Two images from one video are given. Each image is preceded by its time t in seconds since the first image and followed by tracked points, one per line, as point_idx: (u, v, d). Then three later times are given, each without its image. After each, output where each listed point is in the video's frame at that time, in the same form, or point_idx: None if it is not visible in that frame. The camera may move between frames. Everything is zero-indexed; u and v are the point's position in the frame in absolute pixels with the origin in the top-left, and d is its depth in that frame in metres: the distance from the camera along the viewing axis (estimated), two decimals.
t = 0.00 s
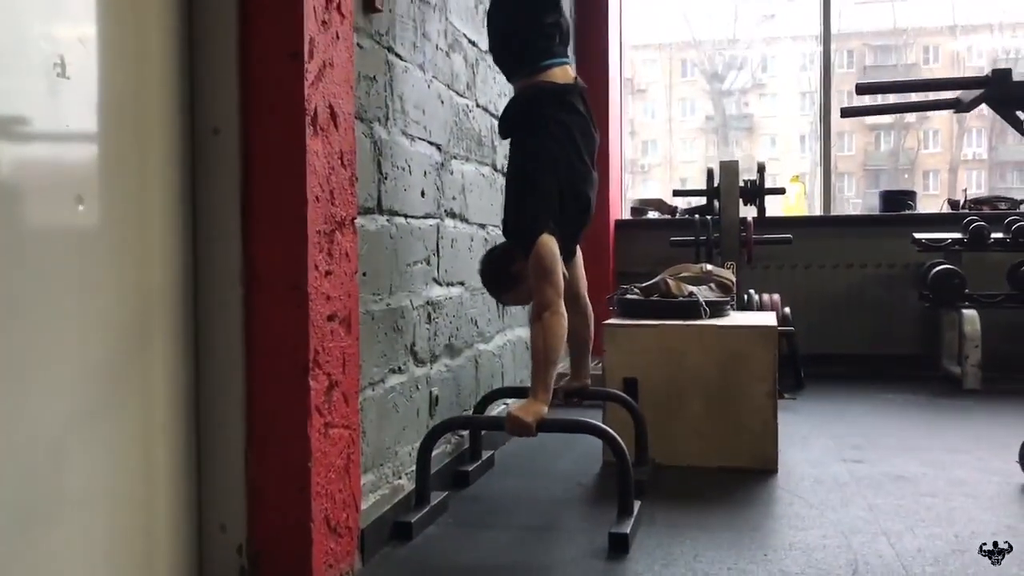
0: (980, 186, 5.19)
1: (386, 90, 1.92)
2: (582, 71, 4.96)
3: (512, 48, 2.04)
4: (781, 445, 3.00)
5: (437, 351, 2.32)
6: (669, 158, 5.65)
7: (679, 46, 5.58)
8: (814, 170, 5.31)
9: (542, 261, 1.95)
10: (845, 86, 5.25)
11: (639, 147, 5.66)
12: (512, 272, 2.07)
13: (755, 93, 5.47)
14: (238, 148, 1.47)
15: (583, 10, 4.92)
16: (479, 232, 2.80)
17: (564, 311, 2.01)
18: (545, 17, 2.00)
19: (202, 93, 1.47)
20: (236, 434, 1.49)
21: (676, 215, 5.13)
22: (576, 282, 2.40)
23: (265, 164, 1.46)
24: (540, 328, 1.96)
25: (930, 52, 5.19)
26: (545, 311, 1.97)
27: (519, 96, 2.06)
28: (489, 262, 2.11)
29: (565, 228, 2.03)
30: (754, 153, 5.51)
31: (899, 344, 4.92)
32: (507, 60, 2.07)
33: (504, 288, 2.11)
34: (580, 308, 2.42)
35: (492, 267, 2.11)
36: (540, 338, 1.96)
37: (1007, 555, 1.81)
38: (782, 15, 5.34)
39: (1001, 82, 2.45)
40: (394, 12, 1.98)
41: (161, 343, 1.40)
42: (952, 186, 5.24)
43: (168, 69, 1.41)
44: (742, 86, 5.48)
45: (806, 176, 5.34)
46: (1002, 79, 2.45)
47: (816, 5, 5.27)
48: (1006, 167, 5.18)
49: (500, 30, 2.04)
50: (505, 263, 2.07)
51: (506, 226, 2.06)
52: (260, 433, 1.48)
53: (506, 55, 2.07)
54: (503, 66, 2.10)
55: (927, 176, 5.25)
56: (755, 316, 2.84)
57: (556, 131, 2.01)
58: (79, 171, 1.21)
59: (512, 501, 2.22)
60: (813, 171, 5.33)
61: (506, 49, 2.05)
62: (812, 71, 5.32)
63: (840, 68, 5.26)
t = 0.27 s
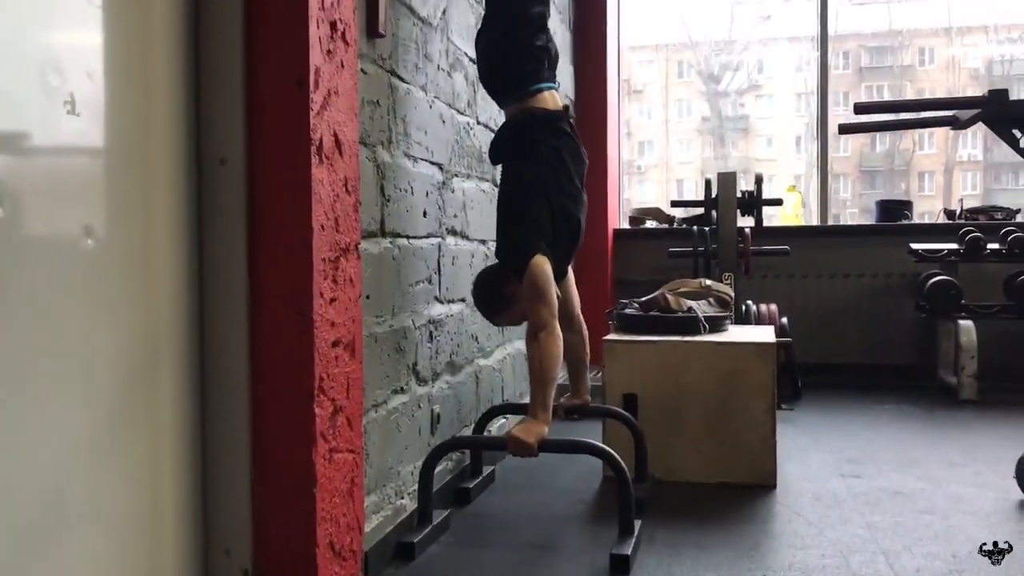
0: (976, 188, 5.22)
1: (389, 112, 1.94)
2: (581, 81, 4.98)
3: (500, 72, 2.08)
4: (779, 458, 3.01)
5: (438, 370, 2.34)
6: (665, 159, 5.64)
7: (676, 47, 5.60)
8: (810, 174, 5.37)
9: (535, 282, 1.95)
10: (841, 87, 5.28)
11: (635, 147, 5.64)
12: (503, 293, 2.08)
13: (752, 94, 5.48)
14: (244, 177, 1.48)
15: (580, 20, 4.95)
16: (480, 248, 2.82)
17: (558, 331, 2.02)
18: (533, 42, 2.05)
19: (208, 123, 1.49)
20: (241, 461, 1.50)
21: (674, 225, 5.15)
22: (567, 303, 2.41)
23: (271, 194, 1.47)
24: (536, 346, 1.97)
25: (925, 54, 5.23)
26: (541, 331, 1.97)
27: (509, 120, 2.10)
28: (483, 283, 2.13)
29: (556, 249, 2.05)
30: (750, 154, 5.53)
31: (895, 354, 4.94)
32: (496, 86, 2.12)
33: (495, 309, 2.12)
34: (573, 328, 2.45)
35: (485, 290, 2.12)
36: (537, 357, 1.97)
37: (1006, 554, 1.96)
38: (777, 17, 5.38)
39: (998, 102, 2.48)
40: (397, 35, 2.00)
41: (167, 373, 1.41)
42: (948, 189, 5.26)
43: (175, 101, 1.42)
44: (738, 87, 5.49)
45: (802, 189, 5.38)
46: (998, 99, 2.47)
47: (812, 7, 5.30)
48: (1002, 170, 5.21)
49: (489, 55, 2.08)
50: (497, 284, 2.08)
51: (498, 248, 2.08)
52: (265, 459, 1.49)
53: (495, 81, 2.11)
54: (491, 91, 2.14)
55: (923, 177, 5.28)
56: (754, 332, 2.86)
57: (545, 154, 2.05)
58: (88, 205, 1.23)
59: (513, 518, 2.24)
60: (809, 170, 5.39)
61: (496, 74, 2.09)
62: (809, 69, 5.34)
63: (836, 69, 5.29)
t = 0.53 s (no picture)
0: (973, 189, 5.23)
1: (388, 137, 1.94)
2: (578, 89, 4.98)
3: (494, 94, 2.08)
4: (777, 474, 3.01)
5: (437, 390, 2.34)
6: (661, 160, 5.66)
7: (673, 48, 5.61)
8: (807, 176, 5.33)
9: (535, 304, 1.96)
10: (838, 87, 5.29)
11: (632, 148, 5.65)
12: (505, 314, 2.08)
13: (749, 95, 5.48)
14: (243, 208, 1.49)
15: (577, 29, 4.95)
16: (478, 265, 2.82)
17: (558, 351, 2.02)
18: (523, 64, 2.02)
19: (208, 155, 1.49)
20: (240, 491, 1.50)
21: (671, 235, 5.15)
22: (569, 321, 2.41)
23: (271, 225, 1.47)
24: (537, 368, 1.97)
25: (922, 54, 5.25)
26: (541, 354, 1.97)
27: (508, 142, 2.10)
28: (484, 303, 2.12)
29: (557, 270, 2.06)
30: (746, 154, 5.55)
31: (892, 365, 4.95)
32: (492, 108, 2.12)
33: (496, 330, 2.11)
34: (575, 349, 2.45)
35: (485, 311, 2.12)
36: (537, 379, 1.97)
37: (1007, 555, 2.12)
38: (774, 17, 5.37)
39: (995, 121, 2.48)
40: (396, 58, 2.00)
41: (166, 405, 1.42)
42: (945, 188, 5.27)
43: (175, 134, 1.43)
44: (735, 87, 5.50)
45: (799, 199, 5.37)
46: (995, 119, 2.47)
47: (808, 7, 5.31)
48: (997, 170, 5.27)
49: (480, 78, 2.07)
50: (498, 304, 2.08)
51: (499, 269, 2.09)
52: (264, 490, 1.50)
53: (490, 103, 2.11)
54: (488, 112, 2.14)
55: (919, 177, 5.30)
56: (752, 349, 2.86)
57: (544, 175, 2.04)
58: (88, 241, 1.24)
59: (512, 539, 2.24)
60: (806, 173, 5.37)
61: (491, 96, 2.09)
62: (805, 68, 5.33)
63: (833, 70, 5.30)
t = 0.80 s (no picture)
0: (967, 190, 5.27)
1: (385, 153, 1.96)
2: (574, 94, 5.00)
3: (493, 108, 2.08)
4: (772, 483, 3.02)
5: (433, 402, 2.35)
6: (658, 160, 5.69)
7: (668, 48, 5.62)
8: (800, 176, 5.41)
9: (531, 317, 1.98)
10: (834, 87, 5.32)
11: (628, 148, 5.70)
12: (502, 327, 2.10)
13: (745, 96, 5.50)
14: (240, 228, 1.49)
15: (573, 35, 4.96)
16: (475, 276, 2.83)
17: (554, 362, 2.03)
18: (523, 77, 2.04)
19: (206, 175, 1.50)
20: (237, 509, 1.51)
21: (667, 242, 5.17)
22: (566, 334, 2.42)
23: (268, 245, 1.48)
24: (532, 381, 1.99)
25: (918, 55, 5.25)
26: (537, 367, 1.99)
27: (507, 156, 2.10)
28: (481, 316, 2.13)
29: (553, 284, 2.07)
30: (743, 155, 5.55)
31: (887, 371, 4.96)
32: (491, 121, 2.12)
33: (494, 342, 2.13)
34: (571, 362, 2.46)
35: (482, 324, 2.13)
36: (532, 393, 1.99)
37: (1004, 554, 2.23)
38: (770, 18, 5.40)
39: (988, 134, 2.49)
40: (392, 73, 2.01)
41: (164, 425, 1.43)
42: (940, 189, 5.28)
43: (173, 155, 1.44)
44: (731, 88, 5.51)
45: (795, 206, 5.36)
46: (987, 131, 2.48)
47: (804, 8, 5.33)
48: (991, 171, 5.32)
49: (480, 91, 2.08)
50: (495, 317, 2.10)
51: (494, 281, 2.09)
52: (261, 507, 1.51)
53: (489, 116, 2.11)
54: (487, 125, 2.14)
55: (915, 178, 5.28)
56: (746, 359, 2.88)
57: (542, 191, 2.05)
58: (88, 265, 1.25)
59: (508, 550, 2.25)
60: (800, 174, 5.41)
61: (490, 110, 2.09)
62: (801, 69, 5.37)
63: (829, 71, 5.32)
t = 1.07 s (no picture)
0: (963, 190, 5.29)
1: (383, 159, 1.96)
2: (570, 95, 5.00)
3: (500, 118, 2.09)
4: (769, 486, 3.03)
5: (431, 407, 2.36)
6: (655, 159, 5.70)
7: (665, 48, 5.63)
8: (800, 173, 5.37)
9: (524, 323, 1.98)
10: (830, 87, 5.30)
11: (625, 148, 5.71)
12: (495, 338, 2.09)
13: (741, 95, 5.52)
14: (240, 235, 1.50)
15: (569, 39, 4.96)
16: (472, 281, 2.83)
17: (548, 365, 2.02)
18: (529, 89, 2.05)
19: (205, 183, 1.51)
20: (236, 515, 1.52)
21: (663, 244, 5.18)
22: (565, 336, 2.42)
23: (268, 253, 1.49)
24: (525, 387, 1.98)
25: (914, 55, 5.27)
26: (530, 372, 1.98)
27: (512, 166, 2.09)
28: (475, 326, 2.13)
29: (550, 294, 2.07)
30: (739, 155, 5.56)
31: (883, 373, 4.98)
32: (499, 131, 2.11)
33: (487, 351, 2.13)
34: (574, 365, 2.45)
35: (475, 334, 2.13)
36: (526, 400, 1.99)
37: (1004, 554, 2.26)
38: (766, 17, 5.40)
39: (982, 140, 2.50)
40: (390, 80, 2.02)
41: (164, 432, 1.43)
42: (936, 190, 5.31)
43: (173, 163, 1.44)
44: (728, 88, 5.53)
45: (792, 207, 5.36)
46: (982, 137, 2.49)
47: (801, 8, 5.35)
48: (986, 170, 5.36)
49: (488, 101, 2.08)
50: (489, 326, 2.10)
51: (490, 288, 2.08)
52: (261, 514, 1.51)
53: (498, 127, 2.10)
54: (495, 135, 2.14)
55: (911, 178, 5.33)
56: (743, 363, 2.89)
57: (542, 205, 2.05)
58: (88, 275, 1.25)
59: (505, 555, 2.26)
60: (798, 173, 5.39)
61: (498, 120, 2.09)
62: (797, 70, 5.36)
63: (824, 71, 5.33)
